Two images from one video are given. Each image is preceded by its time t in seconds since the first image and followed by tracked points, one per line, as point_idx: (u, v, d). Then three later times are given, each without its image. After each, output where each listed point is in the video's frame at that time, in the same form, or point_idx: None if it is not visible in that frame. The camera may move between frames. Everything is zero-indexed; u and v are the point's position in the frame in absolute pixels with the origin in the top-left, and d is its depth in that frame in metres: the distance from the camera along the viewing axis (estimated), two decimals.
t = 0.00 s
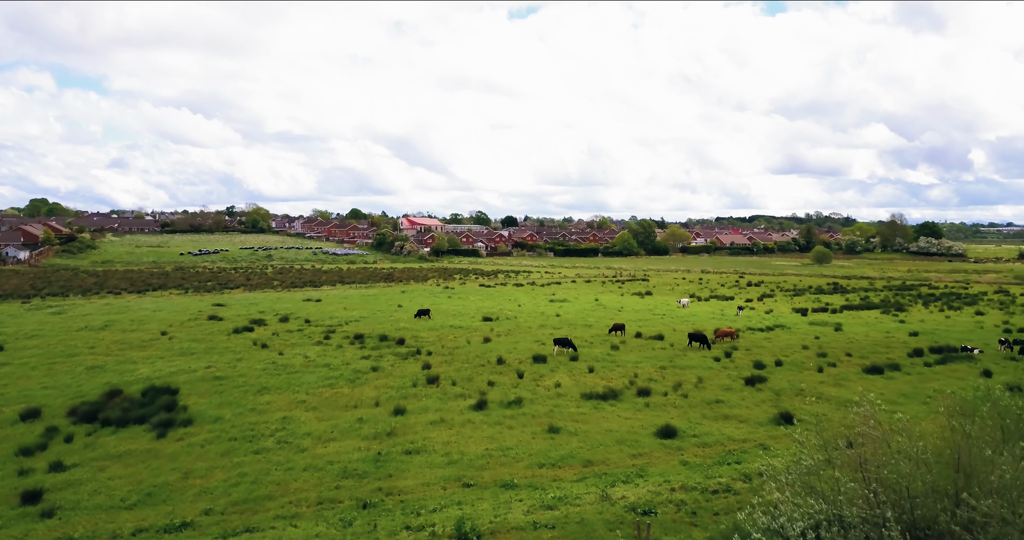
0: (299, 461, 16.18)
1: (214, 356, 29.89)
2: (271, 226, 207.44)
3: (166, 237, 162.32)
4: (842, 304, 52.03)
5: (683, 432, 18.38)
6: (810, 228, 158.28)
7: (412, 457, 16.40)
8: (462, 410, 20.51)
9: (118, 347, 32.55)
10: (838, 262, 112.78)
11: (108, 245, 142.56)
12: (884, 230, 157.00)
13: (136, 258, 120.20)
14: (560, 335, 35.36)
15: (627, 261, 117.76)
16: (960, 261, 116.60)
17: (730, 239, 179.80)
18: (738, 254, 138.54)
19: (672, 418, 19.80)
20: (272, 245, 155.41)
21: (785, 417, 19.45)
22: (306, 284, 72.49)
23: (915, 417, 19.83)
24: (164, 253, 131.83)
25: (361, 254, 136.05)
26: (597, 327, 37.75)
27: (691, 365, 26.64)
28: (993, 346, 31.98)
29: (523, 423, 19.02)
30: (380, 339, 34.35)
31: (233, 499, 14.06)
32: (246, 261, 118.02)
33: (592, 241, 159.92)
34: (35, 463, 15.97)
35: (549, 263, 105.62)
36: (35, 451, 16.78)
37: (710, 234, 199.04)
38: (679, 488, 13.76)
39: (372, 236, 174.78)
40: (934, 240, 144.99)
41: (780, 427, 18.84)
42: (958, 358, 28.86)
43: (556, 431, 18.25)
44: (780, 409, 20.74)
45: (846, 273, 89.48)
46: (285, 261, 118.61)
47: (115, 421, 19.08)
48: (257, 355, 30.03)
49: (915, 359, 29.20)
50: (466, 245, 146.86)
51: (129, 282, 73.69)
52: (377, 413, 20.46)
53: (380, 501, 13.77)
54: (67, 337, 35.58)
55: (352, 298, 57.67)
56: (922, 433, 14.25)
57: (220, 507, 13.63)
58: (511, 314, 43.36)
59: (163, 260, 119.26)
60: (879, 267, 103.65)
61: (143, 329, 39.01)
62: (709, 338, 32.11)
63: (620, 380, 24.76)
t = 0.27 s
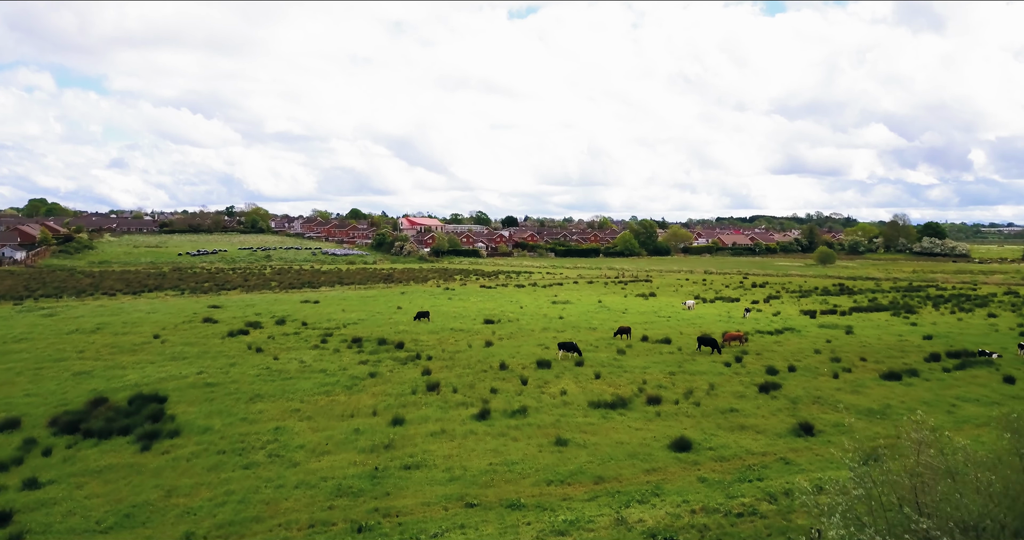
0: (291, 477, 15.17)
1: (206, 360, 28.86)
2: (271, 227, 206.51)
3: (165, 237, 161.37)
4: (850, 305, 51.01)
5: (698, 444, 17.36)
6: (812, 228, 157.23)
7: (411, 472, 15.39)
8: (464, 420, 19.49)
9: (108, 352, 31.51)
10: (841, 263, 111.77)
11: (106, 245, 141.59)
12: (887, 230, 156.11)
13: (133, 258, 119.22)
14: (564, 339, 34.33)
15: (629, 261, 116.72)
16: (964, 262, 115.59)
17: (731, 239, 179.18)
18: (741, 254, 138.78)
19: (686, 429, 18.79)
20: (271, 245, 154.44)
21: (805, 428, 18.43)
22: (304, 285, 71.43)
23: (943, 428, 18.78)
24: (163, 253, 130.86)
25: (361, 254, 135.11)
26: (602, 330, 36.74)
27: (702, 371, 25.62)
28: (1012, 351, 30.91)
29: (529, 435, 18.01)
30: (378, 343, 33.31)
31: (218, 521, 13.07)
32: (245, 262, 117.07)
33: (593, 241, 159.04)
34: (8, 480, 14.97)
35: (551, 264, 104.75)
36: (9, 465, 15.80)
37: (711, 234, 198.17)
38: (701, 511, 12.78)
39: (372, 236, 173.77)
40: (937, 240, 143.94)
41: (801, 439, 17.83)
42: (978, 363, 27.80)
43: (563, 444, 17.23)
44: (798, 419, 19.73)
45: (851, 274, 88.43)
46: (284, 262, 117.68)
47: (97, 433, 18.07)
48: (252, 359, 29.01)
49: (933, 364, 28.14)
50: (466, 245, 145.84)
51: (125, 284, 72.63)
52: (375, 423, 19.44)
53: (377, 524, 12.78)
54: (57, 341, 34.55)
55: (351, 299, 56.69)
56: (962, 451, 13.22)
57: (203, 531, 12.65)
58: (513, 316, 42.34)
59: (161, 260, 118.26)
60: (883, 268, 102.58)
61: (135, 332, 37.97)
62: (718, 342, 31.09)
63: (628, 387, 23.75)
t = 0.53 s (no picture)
0: (278, 499, 13.99)
1: (195, 366, 27.64)
2: (268, 227, 205.26)
3: (161, 237, 160.10)
4: (859, 307, 49.86)
5: (717, 460, 16.18)
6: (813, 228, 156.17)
7: (409, 493, 14.20)
8: (465, 432, 18.31)
9: (94, 357, 30.24)
10: (844, 264, 110.68)
11: (102, 246, 140.33)
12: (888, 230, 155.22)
13: (129, 258, 117.94)
14: (568, 343, 33.13)
15: (630, 261, 115.52)
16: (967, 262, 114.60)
17: (732, 239, 178.81)
18: (741, 254, 139.14)
19: (703, 443, 17.61)
20: (268, 246, 153.25)
21: (830, 442, 17.26)
22: (301, 286, 70.17)
23: (977, 442, 17.59)
24: (159, 253, 129.60)
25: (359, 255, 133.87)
26: (607, 334, 35.56)
27: (714, 379, 24.43)
28: None
29: (535, 450, 16.83)
30: (375, 348, 32.11)
31: None
32: (241, 262, 115.86)
33: (592, 242, 158.11)
34: None
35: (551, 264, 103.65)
36: None
37: (711, 234, 197.40)
38: None
39: (370, 236, 172.59)
40: (939, 240, 142.92)
41: (826, 454, 16.67)
42: (1001, 370, 26.60)
43: (573, 460, 16.05)
44: (821, 431, 18.57)
45: (855, 275, 87.32)
46: (281, 262, 116.45)
47: (72, 448, 16.88)
48: (243, 366, 27.82)
49: (954, 370, 26.94)
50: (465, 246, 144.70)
51: (118, 284, 71.41)
52: (370, 436, 18.25)
53: None
54: (42, 345, 33.32)
55: (348, 301, 55.45)
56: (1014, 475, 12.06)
57: None
58: (515, 319, 41.16)
59: (157, 260, 117.01)
60: (887, 268, 101.46)
61: (124, 335, 36.75)
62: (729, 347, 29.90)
63: (637, 396, 22.59)
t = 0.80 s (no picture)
0: (265, 521, 12.99)
1: (184, 372, 26.59)
2: (266, 227, 204.12)
3: (157, 237, 158.98)
4: (866, 309, 48.86)
5: (736, 475, 15.18)
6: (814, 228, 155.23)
7: (408, 515, 13.19)
8: (466, 445, 17.28)
9: (80, 362, 29.16)
10: (846, 264, 109.70)
11: (97, 246, 139.18)
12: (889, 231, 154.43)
13: (124, 259, 116.79)
14: (571, 347, 32.09)
15: (630, 261, 114.51)
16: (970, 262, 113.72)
17: (732, 239, 178.46)
18: (742, 254, 138.86)
19: (719, 456, 16.61)
20: (265, 246, 152.24)
21: (853, 456, 16.27)
22: (297, 287, 69.08)
23: (1010, 456, 16.57)
24: (155, 254, 128.52)
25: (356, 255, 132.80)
26: (610, 338, 34.56)
27: (726, 386, 23.42)
28: None
29: (541, 465, 15.81)
30: (372, 352, 31.06)
31: None
32: (238, 263, 114.70)
33: (592, 242, 157.42)
34: None
35: (551, 265, 102.60)
36: None
37: (711, 234, 196.51)
38: None
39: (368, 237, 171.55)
40: (941, 240, 142.02)
41: (850, 469, 15.65)
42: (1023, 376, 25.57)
43: (582, 476, 15.05)
44: (842, 443, 17.58)
45: (858, 276, 86.32)
46: (278, 263, 115.38)
47: (47, 463, 15.86)
48: (234, 371, 26.77)
49: (974, 376, 25.91)
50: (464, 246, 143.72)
51: (112, 286, 70.33)
52: (366, 449, 17.22)
53: None
54: (27, 349, 32.22)
55: (345, 302, 54.40)
56: None
57: None
58: (515, 322, 40.12)
59: (152, 261, 115.88)
60: (890, 269, 100.47)
61: (113, 339, 35.66)
62: (738, 351, 28.89)
63: (646, 404, 21.57)
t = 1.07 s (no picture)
0: None
1: (172, 378, 25.51)
2: (263, 228, 202.94)
3: (154, 238, 157.81)
4: (874, 310, 47.86)
5: (756, 493, 14.17)
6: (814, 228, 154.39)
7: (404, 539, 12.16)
8: (466, 459, 16.26)
9: (65, 367, 28.08)
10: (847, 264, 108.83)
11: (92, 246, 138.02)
12: (891, 231, 153.58)
13: (119, 259, 115.65)
14: (574, 351, 31.07)
15: (630, 261, 113.52)
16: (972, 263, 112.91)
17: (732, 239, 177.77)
18: (741, 254, 138.65)
19: (737, 470, 15.60)
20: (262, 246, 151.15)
21: (880, 471, 15.28)
22: (293, 288, 68.01)
23: None
24: (151, 254, 127.46)
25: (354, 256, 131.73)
26: (614, 341, 33.55)
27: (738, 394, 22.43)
28: None
29: (547, 482, 14.80)
30: (368, 356, 30.01)
31: None
32: (234, 263, 113.61)
33: (591, 242, 156.57)
34: None
35: (550, 265, 101.51)
36: None
37: (711, 234, 195.75)
38: None
39: (366, 237, 170.53)
40: (943, 240, 141.16)
41: (878, 485, 14.61)
42: None
43: (592, 494, 14.04)
44: (866, 457, 16.55)
45: (862, 276, 85.41)
46: (275, 263, 114.33)
47: (18, 480, 14.80)
48: (224, 378, 25.70)
49: (994, 381, 24.92)
50: (462, 246, 142.72)
51: (105, 287, 69.19)
52: (360, 463, 16.19)
53: None
54: (11, 354, 31.11)
55: (342, 304, 53.34)
56: None
57: None
58: (516, 325, 39.08)
59: (148, 261, 114.73)
60: (892, 269, 99.60)
61: (102, 343, 34.57)
62: (748, 356, 27.88)
63: (655, 414, 20.54)
